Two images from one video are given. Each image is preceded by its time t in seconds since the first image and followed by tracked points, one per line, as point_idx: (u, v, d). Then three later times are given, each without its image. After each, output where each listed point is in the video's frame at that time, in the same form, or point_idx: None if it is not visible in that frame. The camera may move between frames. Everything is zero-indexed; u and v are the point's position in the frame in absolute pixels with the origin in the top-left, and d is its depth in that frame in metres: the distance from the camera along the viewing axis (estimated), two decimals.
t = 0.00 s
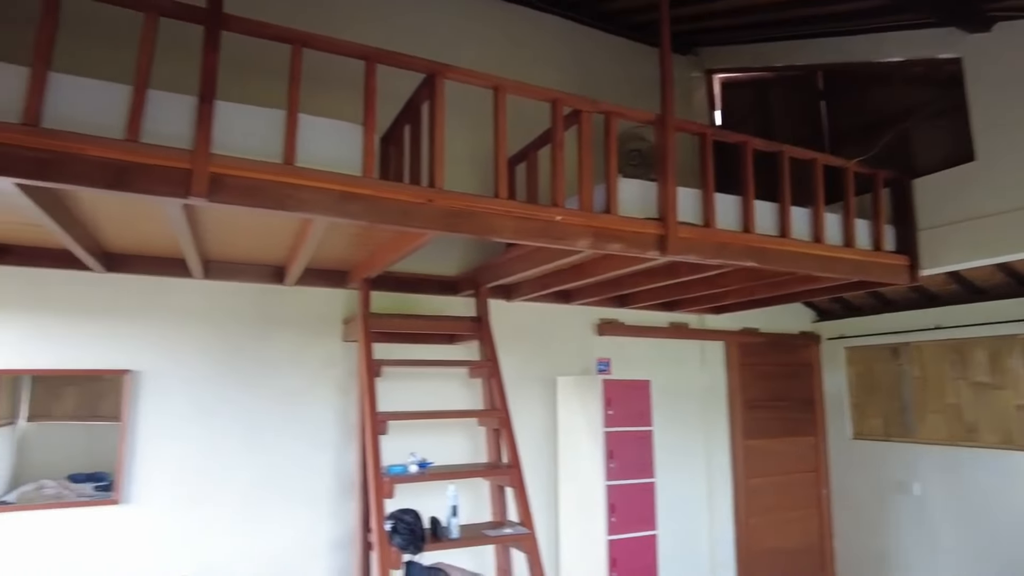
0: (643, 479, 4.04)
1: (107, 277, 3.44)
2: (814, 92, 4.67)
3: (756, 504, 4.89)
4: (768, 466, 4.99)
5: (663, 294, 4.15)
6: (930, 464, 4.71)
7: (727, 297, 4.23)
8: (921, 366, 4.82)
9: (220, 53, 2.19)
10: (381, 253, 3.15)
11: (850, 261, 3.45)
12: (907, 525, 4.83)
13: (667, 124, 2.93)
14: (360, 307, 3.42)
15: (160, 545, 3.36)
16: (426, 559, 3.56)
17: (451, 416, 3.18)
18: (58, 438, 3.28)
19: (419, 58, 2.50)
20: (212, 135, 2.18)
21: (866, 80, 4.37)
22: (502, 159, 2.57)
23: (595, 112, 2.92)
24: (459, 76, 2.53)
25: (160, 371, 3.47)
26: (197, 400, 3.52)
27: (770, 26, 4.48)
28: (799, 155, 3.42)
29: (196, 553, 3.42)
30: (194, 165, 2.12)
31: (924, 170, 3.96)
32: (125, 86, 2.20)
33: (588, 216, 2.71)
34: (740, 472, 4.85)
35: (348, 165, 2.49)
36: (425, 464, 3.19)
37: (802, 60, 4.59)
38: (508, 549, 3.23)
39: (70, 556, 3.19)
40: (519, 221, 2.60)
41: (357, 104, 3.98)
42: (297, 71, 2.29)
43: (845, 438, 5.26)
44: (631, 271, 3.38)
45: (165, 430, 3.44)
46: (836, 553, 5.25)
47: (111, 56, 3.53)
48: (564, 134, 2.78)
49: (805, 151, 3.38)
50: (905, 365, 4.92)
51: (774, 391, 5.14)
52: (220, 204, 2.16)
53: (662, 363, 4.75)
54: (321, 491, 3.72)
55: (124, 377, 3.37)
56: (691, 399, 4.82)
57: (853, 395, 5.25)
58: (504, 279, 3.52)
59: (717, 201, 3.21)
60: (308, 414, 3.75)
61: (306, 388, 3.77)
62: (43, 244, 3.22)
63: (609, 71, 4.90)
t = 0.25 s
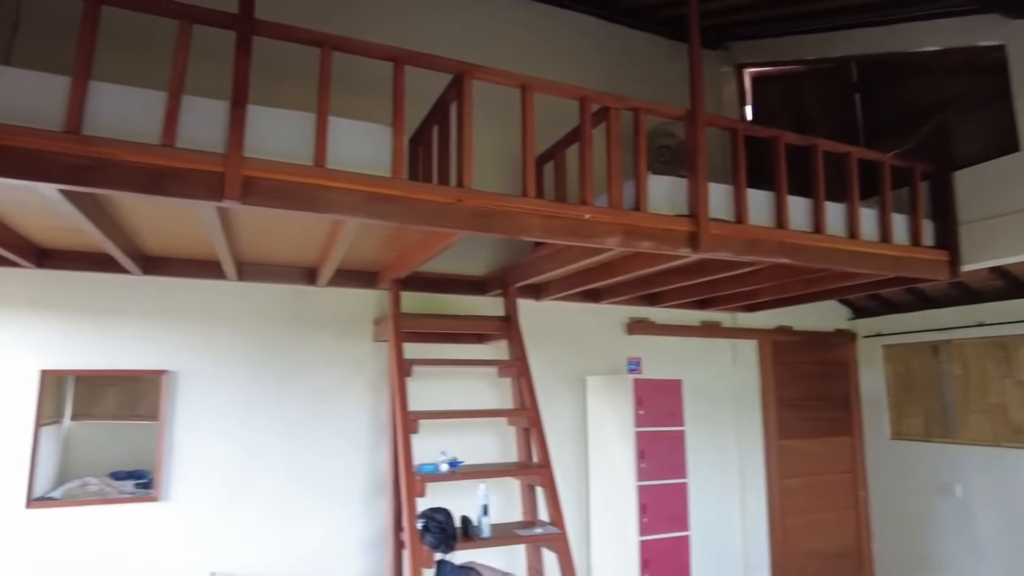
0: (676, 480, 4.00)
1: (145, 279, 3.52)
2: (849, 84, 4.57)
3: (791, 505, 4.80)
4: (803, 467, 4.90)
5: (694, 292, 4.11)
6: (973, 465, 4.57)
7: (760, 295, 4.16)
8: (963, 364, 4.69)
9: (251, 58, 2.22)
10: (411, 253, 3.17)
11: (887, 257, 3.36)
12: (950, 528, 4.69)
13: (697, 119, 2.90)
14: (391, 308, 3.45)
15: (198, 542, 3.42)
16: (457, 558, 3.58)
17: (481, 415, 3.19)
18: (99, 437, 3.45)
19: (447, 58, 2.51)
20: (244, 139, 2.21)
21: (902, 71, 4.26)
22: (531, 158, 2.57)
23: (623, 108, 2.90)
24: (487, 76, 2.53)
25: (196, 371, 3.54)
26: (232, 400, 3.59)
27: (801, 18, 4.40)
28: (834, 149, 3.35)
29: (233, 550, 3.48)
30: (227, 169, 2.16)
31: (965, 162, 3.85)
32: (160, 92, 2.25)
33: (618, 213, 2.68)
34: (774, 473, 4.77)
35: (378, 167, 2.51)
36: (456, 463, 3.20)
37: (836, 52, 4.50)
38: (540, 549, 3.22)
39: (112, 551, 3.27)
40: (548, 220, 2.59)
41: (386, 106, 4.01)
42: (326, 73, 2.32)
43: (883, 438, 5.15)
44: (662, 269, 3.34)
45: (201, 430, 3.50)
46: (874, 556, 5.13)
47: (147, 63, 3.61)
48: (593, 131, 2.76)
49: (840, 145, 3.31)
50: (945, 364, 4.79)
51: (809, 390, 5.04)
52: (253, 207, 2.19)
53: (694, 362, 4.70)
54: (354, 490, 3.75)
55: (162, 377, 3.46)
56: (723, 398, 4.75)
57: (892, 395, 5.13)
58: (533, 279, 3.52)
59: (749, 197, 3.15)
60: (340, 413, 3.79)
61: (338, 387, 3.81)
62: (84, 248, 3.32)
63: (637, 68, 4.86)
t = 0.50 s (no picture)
0: (704, 480, 3.94)
1: (175, 280, 3.58)
2: (879, 76, 4.47)
3: (822, 506, 4.71)
4: (834, 467, 4.81)
5: (721, 289, 4.05)
6: (1012, 466, 4.44)
7: (789, 293, 4.09)
8: (1001, 362, 4.56)
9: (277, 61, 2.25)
10: (435, 252, 3.18)
11: (921, 252, 3.28)
12: (988, 531, 4.56)
13: (724, 113, 2.87)
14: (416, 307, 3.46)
15: (228, 540, 3.47)
16: (483, 557, 3.58)
17: (506, 414, 3.18)
18: (134, 437, 3.48)
19: (471, 57, 2.50)
20: (270, 140, 2.24)
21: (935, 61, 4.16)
22: (555, 156, 2.55)
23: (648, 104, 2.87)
24: (511, 73, 2.52)
25: (225, 371, 3.60)
26: (260, 399, 3.63)
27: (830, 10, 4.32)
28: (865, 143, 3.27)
29: (262, 548, 3.52)
30: (254, 171, 2.18)
31: (1002, 155, 3.74)
32: (188, 95, 2.28)
33: (643, 210, 2.65)
34: (804, 473, 4.69)
35: (402, 166, 2.52)
36: (482, 462, 3.20)
37: (866, 43, 4.40)
38: (566, 550, 3.20)
39: (145, 547, 3.33)
40: (572, 218, 2.57)
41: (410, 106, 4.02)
42: (350, 74, 2.33)
43: (917, 438, 5.02)
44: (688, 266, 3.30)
45: (230, 429, 3.55)
46: (908, 559, 5.01)
47: (176, 68, 3.67)
48: (618, 127, 2.74)
49: (871, 139, 3.23)
50: (982, 362, 4.67)
51: (840, 389, 4.94)
52: (279, 208, 2.21)
53: (721, 361, 4.63)
54: (380, 489, 3.77)
55: (192, 377, 3.52)
56: (751, 398, 4.68)
57: (926, 393, 5.00)
58: (558, 277, 3.51)
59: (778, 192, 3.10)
60: (366, 413, 3.81)
61: (364, 387, 3.83)
62: (116, 250, 3.38)
63: (661, 64, 4.81)
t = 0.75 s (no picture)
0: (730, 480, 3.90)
1: (201, 281, 3.63)
2: (908, 68, 4.37)
3: (850, 506, 4.61)
4: (863, 468, 4.71)
5: (747, 287, 4.00)
6: None
7: (816, 290, 4.02)
8: None
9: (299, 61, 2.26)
10: (458, 251, 3.18)
11: (954, 247, 3.20)
12: None
13: (748, 108, 2.83)
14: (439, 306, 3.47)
15: (254, 538, 3.51)
16: (506, 556, 3.56)
17: (529, 413, 3.17)
18: (163, 435, 3.56)
19: (492, 54, 2.50)
20: (293, 141, 2.25)
21: (967, 52, 4.05)
22: (577, 152, 2.54)
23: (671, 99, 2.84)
24: (532, 70, 2.51)
25: (250, 370, 3.64)
26: (286, 398, 3.67)
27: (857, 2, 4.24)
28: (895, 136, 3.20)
29: (287, 545, 3.55)
30: (278, 171, 2.19)
31: None
32: (213, 97, 2.31)
33: (666, 206, 2.63)
34: (832, 472, 4.59)
35: (424, 165, 2.51)
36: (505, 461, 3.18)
37: (895, 34, 4.31)
38: (591, 550, 3.15)
39: (174, 545, 3.38)
40: (595, 215, 2.55)
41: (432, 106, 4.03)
42: (372, 74, 2.34)
43: (950, 439, 4.92)
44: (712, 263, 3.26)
45: (256, 428, 3.59)
46: (942, 562, 4.88)
47: (201, 72, 3.72)
48: (640, 123, 2.71)
49: (901, 132, 3.16)
50: (1017, 360, 4.55)
51: (869, 389, 4.84)
52: (303, 208, 2.23)
53: (747, 359, 4.57)
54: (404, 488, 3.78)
55: (218, 376, 3.57)
56: (777, 397, 4.62)
57: (958, 393, 4.92)
58: (580, 276, 3.49)
59: (804, 186, 3.04)
60: (390, 412, 3.83)
61: (388, 386, 3.85)
62: (144, 251, 3.44)
63: (684, 59, 4.76)
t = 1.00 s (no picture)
0: (757, 478, 3.82)
1: (228, 279, 3.68)
2: (939, 58, 4.26)
3: (881, 506, 4.50)
4: (894, 466, 4.62)
5: (773, 282, 3.93)
6: None
7: (844, 285, 3.95)
8: None
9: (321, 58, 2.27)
10: (480, 248, 3.17)
11: (989, 239, 3.11)
12: None
13: (774, 99, 2.78)
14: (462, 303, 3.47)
15: (280, 533, 3.54)
16: (529, 553, 3.55)
17: (553, 410, 3.15)
18: (192, 433, 3.60)
19: (514, 49, 2.49)
20: (316, 137, 2.26)
21: (1002, 39, 3.93)
22: (600, 146, 2.51)
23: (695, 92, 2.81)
24: (554, 64, 2.50)
25: (276, 367, 3.67)
26: (311, 394, 3.70)
27: None
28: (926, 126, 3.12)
29: (313, 541, 3.58)
30: (301, 167, 2.21)
31: None
32: (237, 95, 2.33)
33: (691, 199, 2.59)
34: (861, 471, 4.50)
35: (446, 161, 2.51)
36: (529, 458, 3.16)
37: (925, 23, 4.21)
38: (615, 548, 3.11)
39: (202, 540, 3.42)
40: (619, 209, 2.53)
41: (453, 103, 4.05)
42: (394, 69, 2.34)
43: (985, 438, 4.78)
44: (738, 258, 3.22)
45: (281, 425, 3.63)
46: (977, 565, 4.75)
47: (226, 73, 3.77)
48: (664, 116, 2.68)
49: (932, 122, 3.09)
50: None
51: (899, 386, 4.74)
52: (327, 204, 2.24)
53: (773, 356, 4.50)
54: (428, 485, 3.79)
55: (244, 373, 3.60)
56: (805, 394, 4.54)
57: (994, 391, 4.78)
58: (603, 272, 3.46)
59: (832, 179, 2.97)
60: (413, 409, 3.84)
61: (411, 383, 3.86)
62: (172, 250, 3.49)
63: (708, 53, 4.70)
